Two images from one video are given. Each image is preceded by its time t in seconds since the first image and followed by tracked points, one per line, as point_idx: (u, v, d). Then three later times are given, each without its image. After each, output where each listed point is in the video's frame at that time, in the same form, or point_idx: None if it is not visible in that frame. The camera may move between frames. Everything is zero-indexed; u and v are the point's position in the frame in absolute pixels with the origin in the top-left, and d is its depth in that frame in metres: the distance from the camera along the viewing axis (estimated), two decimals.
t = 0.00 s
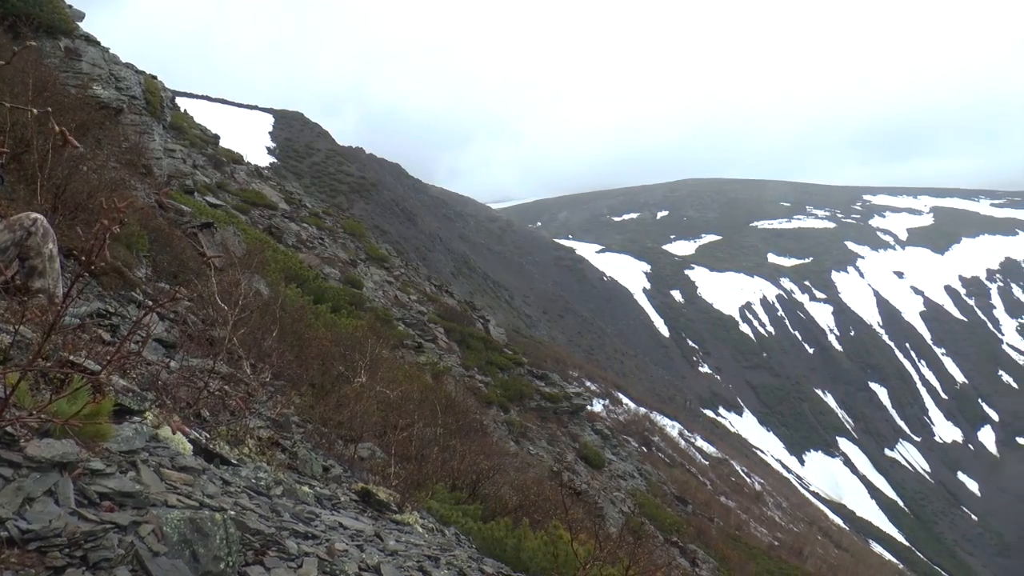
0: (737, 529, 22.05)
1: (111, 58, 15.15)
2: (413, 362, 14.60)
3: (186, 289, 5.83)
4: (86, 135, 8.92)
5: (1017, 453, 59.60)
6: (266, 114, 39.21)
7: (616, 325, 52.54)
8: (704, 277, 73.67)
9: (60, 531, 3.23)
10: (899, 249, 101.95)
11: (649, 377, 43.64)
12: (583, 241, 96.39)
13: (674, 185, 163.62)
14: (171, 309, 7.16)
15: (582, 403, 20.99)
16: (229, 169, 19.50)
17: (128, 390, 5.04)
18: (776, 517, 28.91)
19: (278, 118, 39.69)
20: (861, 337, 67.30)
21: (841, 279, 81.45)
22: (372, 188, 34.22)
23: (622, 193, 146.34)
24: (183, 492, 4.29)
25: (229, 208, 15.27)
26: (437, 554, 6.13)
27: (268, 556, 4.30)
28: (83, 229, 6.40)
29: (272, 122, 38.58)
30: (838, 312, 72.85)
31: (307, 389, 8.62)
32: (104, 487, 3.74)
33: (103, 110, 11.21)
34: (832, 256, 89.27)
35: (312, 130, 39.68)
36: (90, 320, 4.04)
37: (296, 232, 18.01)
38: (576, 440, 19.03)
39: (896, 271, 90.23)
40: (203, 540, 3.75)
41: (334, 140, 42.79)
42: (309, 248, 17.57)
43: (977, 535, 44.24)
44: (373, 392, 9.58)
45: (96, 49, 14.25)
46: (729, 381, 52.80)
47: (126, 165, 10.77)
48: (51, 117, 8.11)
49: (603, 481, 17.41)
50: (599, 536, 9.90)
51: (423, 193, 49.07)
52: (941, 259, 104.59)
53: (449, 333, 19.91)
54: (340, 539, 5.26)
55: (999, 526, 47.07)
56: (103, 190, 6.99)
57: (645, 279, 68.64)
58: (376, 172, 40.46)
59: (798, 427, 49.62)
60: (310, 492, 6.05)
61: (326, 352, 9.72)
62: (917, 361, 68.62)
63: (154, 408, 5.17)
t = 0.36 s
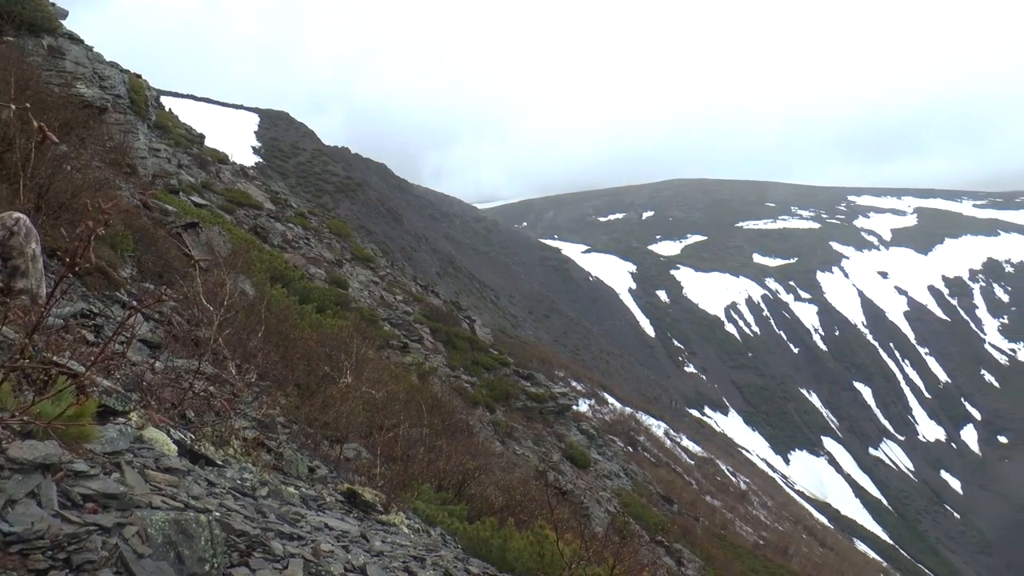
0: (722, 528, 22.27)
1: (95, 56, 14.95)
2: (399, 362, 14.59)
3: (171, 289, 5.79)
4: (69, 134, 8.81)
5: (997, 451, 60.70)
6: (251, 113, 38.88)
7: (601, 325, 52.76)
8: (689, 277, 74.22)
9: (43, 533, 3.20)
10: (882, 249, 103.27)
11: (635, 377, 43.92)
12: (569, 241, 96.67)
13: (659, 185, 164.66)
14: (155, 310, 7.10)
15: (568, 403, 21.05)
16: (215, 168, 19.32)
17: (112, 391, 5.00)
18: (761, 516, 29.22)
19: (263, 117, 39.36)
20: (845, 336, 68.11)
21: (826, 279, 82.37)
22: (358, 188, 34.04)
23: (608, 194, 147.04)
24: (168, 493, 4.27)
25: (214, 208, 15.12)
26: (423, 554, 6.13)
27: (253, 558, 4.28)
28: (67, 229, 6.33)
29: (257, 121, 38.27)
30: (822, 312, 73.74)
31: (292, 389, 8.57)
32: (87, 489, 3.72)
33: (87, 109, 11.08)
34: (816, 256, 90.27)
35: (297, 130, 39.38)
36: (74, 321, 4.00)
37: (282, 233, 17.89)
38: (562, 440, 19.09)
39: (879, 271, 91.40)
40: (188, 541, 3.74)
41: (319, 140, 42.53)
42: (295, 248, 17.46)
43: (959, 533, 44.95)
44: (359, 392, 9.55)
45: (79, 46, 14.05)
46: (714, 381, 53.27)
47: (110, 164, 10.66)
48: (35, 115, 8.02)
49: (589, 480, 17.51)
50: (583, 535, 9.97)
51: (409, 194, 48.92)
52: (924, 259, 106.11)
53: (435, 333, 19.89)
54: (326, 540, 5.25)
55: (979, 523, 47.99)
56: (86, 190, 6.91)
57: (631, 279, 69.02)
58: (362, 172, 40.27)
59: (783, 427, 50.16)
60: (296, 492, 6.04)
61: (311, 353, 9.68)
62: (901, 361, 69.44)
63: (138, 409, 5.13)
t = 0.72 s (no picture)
0: (704, 527, 22.46)
1: (75, 53, 14.74)
2: (382, 362, 14.57)
3: (153, 289, 5.76)
4: (50, 132, 8.70)
5: (976, 449, 61.76)
6: (234, 112, 38.52)
7: (586, 325, 52.94)
8: (673, 277, 74.74)
9: (22, 536, 3.15)
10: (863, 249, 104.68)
11: (619, 377, 44.16)
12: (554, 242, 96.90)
13: (644, 186, 165.63)
14: (138, 310, 7.04)
15: (551, 403, 21.10)
16: (197, 168, 19.13)
17: (93, 392, 4.96)
18: (744, 515, 29.49)
19: (245, 116, 39.01)
20: (827, 336, 68.93)
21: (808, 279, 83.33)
22: (341, 188, 33.85)
23: (593, 195, 147.56)
24: (149, 495, 4.25)
25: (197, 208, 14.97)
26: (407, 555, 6.13)
27: (236, 560, 4.27)
28: (47, 228, 6.26)
29: (240, 120, 37.94)
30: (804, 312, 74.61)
31: (275, 390, 8.51)
32: (68, 491, 3.69)
33: (68, 108, 10.96)
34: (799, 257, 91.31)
35: (280, 129, 39.10)
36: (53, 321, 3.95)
37: (265, 233, 17.76)
38: (545, 441, 19.15)
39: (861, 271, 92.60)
40: (170, 544, 3.73)
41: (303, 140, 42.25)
42: (278, 248, 17.33)
43: (939, 530, 45.69)
44: (342, 393, 9.51)
45: (59, 43, 13.85)
46: (698, 380, 53.68)
47: (92, 163, 10.52)
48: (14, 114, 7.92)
49: (572, 480, 17.58)
50: (566, 535, 10.01)
51: (393, 194, 48.74)
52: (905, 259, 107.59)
53: (419, 333, 19.84)
54: (308, 541, 5.25)
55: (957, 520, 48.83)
56: (68, 190, 6.82)
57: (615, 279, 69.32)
58: (345, 172, 40.05)
59: (766, 426, 50.66)
60: (279, 493, 6.02)
61: (294, 353, 9.63)
62: (883, 360, 70.41)
63: (120, 411, 5.09)
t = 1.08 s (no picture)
0: (687, 526, 22.66)
1: (56, 51, 14.53)
2: (366, 362, 14.54)
3: (136, 288, 5.73)
4: (30, 131, 8.59)
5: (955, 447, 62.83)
6: (216, 111, 38.14)
7: (570, 326, 53.13)
8: (657, 277, 75.23)
9: (2, 540, 3.12)
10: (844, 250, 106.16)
11: (604, 377, 44.36)
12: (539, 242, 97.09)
13: (628, 187, 166.57)
14: (120, 311, 6.97)
15: (535, 403, 21.17)
16: (180, 167, 18.93)
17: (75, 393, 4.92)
18: (727, 514, 29.75)
19: (228, 116, 38.64)
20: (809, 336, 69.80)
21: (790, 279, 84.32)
22: (325, 189, 33.64)
23: (578, 196, 148.07)
24: (132, 497, 4.23)
25: (180, 208, 14.82)
26: (390, 556, 6.14)
27: (219, 561, 4.25)
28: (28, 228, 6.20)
29: (223, 119, 37.58)
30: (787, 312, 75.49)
31: (259, 391, 8.45)
32: (48, 493, 3.66)
33: (48, 106, 10.81)
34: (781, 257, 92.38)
35: (263, 129, 38.76)
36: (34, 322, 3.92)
37: (248, 233, 17.62)
38: (530, 441, 19.21)
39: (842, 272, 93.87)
40: (152, 546, 3.72)
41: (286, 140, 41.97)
42: (261, 249, 17.21)
43: (920, 528, 46.44)
44: (326, 394, 9.46)
45: (39, 41, 13.65)
46: (682, 380, 54.10)
47: (74, 163, 10.40)
48: None
49: (556, 480, 17.66)
50: (549, 535, 10.06)
51: (377, 194, 48.55)
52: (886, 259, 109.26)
53: (402, 333, 19.78)
54: (292, 542, 5.23)
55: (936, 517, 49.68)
56: (49, 189, 6.75)
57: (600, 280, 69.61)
58: (329, 172, 39.81)
59: (749, 426, 51.17)
60: (262, 494, 6.00)
61: (278, 354, 9.57)
62: (865, 359, 71.39)
63: (102, 412, 5.05)
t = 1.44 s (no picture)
0: (671, 525, 22.89)
1: (36, 49, 14.29)
2: (349, 362, 14.50)
3: (119, 289, 5.68)
4: (10, 130, 8.46)
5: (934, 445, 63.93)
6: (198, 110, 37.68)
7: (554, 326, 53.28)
8: (641, 277, 75.69)
9: None
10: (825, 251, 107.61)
11: (588, 377, 44.55)
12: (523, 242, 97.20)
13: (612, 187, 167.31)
14: (103, 311, 6.89)
15: (519, 403, 21.23)
16: (162, 167, 18.67)
17: (56, 394, 4.87)
18: (710, 513, 30.06)
19: (211, 115, 38.21)
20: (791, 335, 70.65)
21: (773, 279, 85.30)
22: (309, 189, 33.38)
23: (562, 197, 148.45)
24: (114, 499, 4.20)
25: (163, 208, 14.64)
26: (375, 557, 6.15)
27: (202, 563, 4.23)
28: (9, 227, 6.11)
29: (206, 118, 37.13)
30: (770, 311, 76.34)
31: (243, 391, 8.40)
32: (29, 495, 3.63)
33: (28, 105, 10.65)
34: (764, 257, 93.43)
35: (246, 128, 38.36)
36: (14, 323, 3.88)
37: (231, 233, 17.45)
38: (514, 441, 19.27)
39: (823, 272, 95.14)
40: (134, 548, 3.71)
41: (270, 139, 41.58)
42: (245, 249, 17.05)
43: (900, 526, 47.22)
44: (310, 395, 9.42)
45: (19, 38, 13.41)
46: (666, 380, 54.49)
47: (55, 162, 10.26)
48: None
49: (540, 480, 17.74)
50: (532, 534, 10.12)
51: (361, 194, 48.21)
52: (867, 260, 110.92)
53: (385, 334, 19.70)
54: (276, 543, 5.22)
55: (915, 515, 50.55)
56: (30, 188, 6.65)
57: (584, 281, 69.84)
58: (312, 171, 39.51)
59: (733, 425, 51.68)
60: (246, 496, 5.98)
61: (262, 354, 9.50)
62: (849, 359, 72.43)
63: (84, 413, 5.01)
